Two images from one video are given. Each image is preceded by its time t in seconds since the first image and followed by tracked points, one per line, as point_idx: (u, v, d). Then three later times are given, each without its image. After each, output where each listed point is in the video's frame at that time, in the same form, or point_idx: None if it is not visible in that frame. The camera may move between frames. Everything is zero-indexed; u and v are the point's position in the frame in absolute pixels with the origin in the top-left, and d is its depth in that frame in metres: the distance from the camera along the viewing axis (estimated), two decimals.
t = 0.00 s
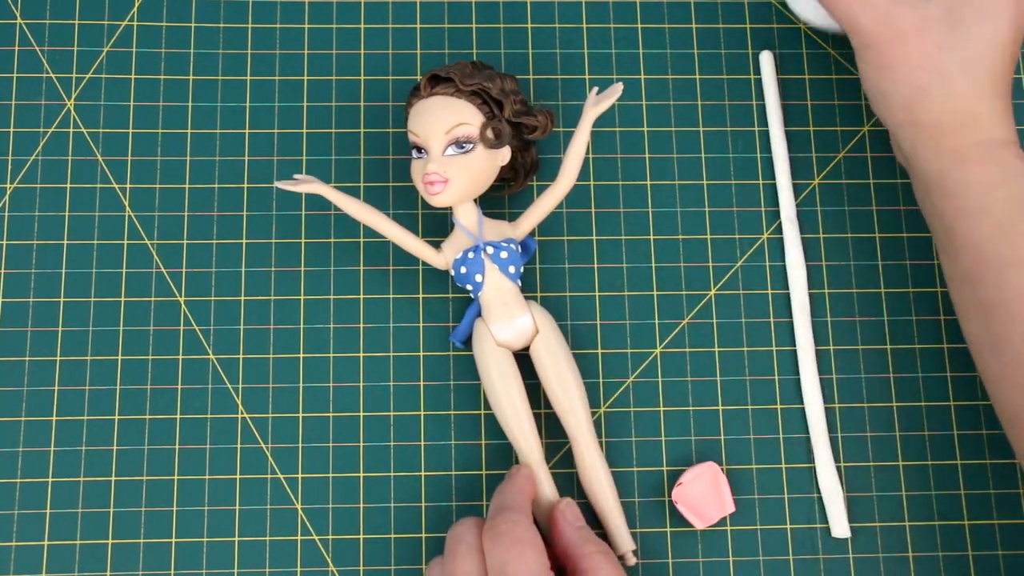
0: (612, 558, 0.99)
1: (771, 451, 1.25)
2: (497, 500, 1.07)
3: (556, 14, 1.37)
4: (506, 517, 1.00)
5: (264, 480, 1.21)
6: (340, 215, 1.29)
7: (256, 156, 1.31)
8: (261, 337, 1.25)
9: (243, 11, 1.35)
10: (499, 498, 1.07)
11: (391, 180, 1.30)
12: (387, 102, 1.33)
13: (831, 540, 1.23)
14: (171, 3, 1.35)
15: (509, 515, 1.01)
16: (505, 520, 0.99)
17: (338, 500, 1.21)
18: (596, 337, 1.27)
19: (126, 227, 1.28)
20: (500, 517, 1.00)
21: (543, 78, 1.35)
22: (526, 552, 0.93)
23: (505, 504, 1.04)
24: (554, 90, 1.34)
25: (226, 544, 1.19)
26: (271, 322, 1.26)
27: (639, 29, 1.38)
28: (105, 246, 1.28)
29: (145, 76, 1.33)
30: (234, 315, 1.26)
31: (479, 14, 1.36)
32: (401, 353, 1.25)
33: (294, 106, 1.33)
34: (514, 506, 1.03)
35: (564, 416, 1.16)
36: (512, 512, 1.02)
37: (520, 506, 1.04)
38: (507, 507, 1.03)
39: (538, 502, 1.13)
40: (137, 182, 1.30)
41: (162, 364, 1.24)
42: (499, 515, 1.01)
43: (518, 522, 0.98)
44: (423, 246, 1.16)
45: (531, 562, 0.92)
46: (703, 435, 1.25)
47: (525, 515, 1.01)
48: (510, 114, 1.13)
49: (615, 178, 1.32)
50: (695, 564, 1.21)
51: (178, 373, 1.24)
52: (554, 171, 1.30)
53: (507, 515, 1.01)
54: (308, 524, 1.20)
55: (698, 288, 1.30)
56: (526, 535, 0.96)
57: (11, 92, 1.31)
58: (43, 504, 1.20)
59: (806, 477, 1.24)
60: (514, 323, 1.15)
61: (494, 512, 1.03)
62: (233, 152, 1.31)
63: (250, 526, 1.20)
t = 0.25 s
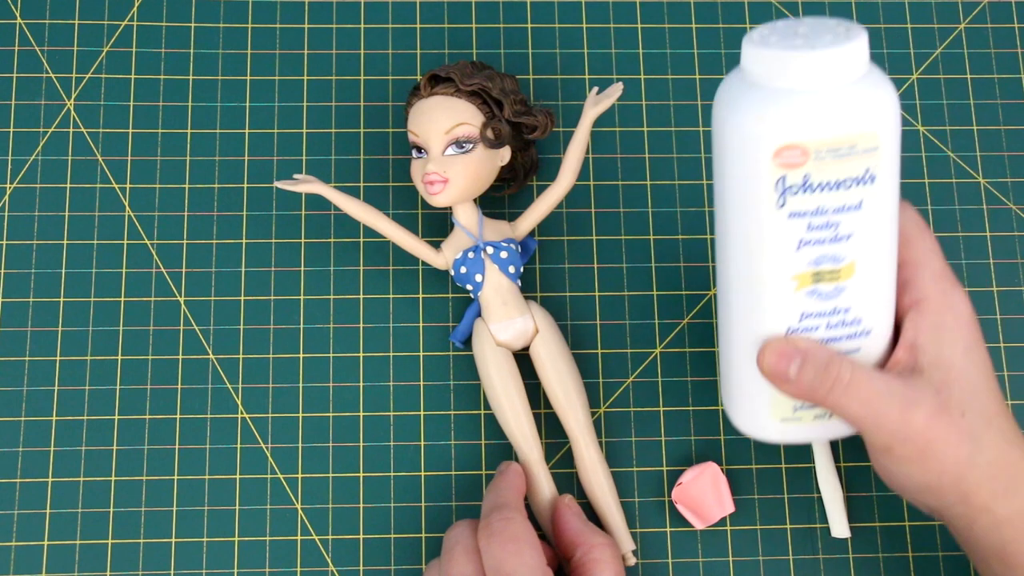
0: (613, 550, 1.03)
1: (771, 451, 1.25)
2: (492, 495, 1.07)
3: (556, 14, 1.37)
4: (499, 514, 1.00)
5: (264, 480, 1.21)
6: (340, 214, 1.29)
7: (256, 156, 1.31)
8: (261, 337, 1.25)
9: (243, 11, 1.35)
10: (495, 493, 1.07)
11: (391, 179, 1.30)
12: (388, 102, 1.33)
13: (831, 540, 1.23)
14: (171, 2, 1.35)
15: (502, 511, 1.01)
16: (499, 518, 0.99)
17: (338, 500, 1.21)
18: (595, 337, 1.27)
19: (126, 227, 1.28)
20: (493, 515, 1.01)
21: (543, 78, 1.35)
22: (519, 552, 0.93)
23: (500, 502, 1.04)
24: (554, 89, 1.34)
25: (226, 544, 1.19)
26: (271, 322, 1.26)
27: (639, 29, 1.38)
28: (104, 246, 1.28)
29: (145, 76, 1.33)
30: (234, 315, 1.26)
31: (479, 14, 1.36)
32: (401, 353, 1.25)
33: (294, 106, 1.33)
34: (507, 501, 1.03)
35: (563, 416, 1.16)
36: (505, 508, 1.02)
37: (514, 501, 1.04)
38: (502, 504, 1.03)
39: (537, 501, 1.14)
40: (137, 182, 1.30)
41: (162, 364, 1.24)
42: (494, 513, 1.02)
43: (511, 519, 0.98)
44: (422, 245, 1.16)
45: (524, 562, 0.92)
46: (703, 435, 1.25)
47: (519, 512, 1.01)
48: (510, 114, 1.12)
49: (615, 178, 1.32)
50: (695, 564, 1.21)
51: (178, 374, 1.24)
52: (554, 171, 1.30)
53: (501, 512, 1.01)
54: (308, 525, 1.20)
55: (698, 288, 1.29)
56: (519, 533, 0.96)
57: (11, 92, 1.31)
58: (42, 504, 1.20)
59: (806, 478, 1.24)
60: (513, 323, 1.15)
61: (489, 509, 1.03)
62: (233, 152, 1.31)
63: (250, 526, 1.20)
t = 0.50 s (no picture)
0: (614, 550, 1.03)
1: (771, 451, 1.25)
2: (493, 497, 1.07)
3: (556, 14, 1.37)
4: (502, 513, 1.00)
5: (264, 480, 1.21)
6: (341, 214, 1.29)
7: (256, 156, 1.31)
8: (261, 337, 1.25)
9: (243, 11, 1.35)
10: (496, 495, 1.07)
11: (392, 180, 1.30)
12: (388, 102, 1.33)
13: (831, 540, 1.23)
14: (171, 3, 1.35)
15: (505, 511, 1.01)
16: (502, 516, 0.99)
17: (338, 500, 1.21)
18: (596, 337, 1.27)
19: (127, 227, 1.28)
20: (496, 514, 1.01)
21: (544, 78, 1.35)
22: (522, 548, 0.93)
23: (501, 502, 1.04)
24: (554, 89, 1.34)
25: (226, 544, 1.19)
26: (271, 322, 1.26)
27: (639, 29, 1.38)
28: (104, 246, 1.28)
29: (145, 76, 1.33)
30: (234, 315, 1.26)
31: (479, 14, 1.36)
32: (401, 353, 1.25)
33: (294, 106, 1.33)
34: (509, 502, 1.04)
35: (563, 416, 1.16)
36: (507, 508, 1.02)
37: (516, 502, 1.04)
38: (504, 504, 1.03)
39: (538, 501, 1.14)
40: (137, 182, 1.30)
41: (162, 364, 1.24)
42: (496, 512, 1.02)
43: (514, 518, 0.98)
44: (422, 245, 1.16)
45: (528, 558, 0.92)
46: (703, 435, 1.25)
47: (521, 511, 1.01)
48: (510, 114, 1.12)
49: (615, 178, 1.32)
50: (695, 564, 1.21)
51: (178, 374, 1.24)
52: (554, 171, 1.30)
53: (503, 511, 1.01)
54: (308, 524, 1.20)
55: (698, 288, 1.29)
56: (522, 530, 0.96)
57: (11, 93, 1.31)
58: (42, 504, 1.20)
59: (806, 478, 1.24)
60: (513, 323, 1.15)
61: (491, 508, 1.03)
62: (233, 152, 1.31)
63: (251, 526, 1.20)
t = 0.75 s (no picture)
0: (612, 551, 1.02)
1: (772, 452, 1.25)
2: (493, 498, 1.07)
3: (556, 14, 1.37)
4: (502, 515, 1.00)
5: (264, 479, 1.21)
6: (341, 214, 1.29)
7: (256, 156, 1.31)
8: (261, 337, 1.25)
9: (243, 11, 1.35)
10: (496, 496, 1.07)
11: (392, 179, 1.30)
12: (388, 102, 1.33)
13: (832, 540, 1.23)
14: (171, 3, 1.35)
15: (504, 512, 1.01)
16: (501, 518, 0.99)
17: (338, 500, 1.21)
18: (596, 337, 1.27)
19: (126, 227, 1.28)
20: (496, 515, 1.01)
21: (543, 78, 1.35)
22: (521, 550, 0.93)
23: (500, 503, 1.04)
24: (554, 89, 1.34)
25: (226, 544, 1.19)
26: (271, 322, 1.26)
27: (639, 29, 1.38)
28: (104, 246, 1.28)
29: (145, 76, 1.33)
30: (234, 315, 1.26)
31: (479, 14, 1.36)
32: (401, 353, 1.25)
33: (294, 106, 1.33)
34: (508, 505, 1.03)
35: (563, 416, 1.16)
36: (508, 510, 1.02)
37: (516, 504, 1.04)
38: (503, 506, 1.03)
39: (537, 501, 1.14)
40: (137, 182, 1.30)
41: (162, 364, 1.24)
42: (495, 513, 1.01)
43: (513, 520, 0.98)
44: (422, 245, 1.16)
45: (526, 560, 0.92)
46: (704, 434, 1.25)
47: (520, 513, 1.01)
48: (510, 114, 1.12)
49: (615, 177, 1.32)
50: (695, 564, 1.21)
51: (178, 374, 1.24)
52: (554, 171, 1.30)
53: (502, 513, 1.01)
54: (309, 524, 1.20)
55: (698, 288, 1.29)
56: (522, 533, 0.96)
57: (11, 92, 1.31)
58: (42, 504, 1.20)
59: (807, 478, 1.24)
60: (513, 323, 1.15)
61: (490, 510, 1.03)
62: (233, 152, 1.31)
63: (251, 526, 1.20)
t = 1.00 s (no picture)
0: (611, 551, 1.02)
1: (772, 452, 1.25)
2: (493, 498, 1.07)
3: (556, 14, 1.37)
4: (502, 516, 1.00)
5: (264, 479, 1.21)
6: (341, 214, 1.29)
7: (256, 156, 1.31)
8: (261, 337, 1.25)
9: (243, 11, 1.35)
10: (495, 496, 1.07)
11: (392, 179, 1.30)
12: (388, 102, 1.33)
13: (832, 540, 1.23)
14: (171, 3, 1.35)
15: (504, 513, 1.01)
16: (501, 518, 0.99)
17: (338, 500, 1.21)
18: (596, 337, 1.27)
19: (126, 227, 1.28)
20: (496, 516, 1.01)
21: (543, 78, 1.35)
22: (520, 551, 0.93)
23: (500, 504, 1.04)
24: (554, 89, 1.34)
25: (226, 544, 1.19)
26: (271, 322, 1.26)
27: (639, 29, 1.38)
28: (104, 246, 1.28)
29: (145, 76, 1.33)
30: (234, 315, 1.26)
31: (479, 14, 1.36)
32: (401, 353, 1.25)
33: (294, 106, 1.33)
34: (508, 505, 1.03)
35: (563, 416, 1.16)
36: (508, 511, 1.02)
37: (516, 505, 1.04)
38: (503, 506, 1.03)
39: (537, 502, 1.14)
40: (137, 182, 1.30)
41: (162, 364, 1.24)
42: (495, 513, 1.01)
43: (513, 520, 0.98)
44: (422, 245, 1.16)
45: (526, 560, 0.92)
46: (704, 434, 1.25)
47: (520, 514, 1.01)
48: (510, 114, 1.12)
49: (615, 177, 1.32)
50: (695, 564, 1.21)
51: (178, 374, 1.24)
52: (554, 171, 1.30)
53: (502, 513, 1.01)
54: (309, 525, 1.20)
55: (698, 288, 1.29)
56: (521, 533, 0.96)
57: (11, 92, 1.31)
58: (42, 504, 1.20)
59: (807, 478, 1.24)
60: (513, 323, 1.15)
61: (490, 510, 1.03)
62: (233, 152, 1.31)
63: (251, 526, 1.20)
